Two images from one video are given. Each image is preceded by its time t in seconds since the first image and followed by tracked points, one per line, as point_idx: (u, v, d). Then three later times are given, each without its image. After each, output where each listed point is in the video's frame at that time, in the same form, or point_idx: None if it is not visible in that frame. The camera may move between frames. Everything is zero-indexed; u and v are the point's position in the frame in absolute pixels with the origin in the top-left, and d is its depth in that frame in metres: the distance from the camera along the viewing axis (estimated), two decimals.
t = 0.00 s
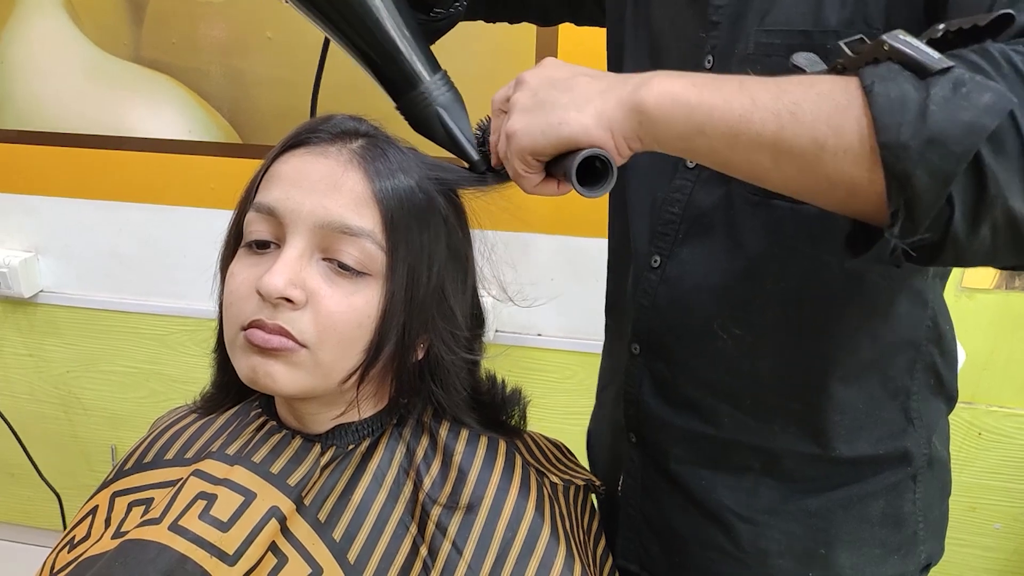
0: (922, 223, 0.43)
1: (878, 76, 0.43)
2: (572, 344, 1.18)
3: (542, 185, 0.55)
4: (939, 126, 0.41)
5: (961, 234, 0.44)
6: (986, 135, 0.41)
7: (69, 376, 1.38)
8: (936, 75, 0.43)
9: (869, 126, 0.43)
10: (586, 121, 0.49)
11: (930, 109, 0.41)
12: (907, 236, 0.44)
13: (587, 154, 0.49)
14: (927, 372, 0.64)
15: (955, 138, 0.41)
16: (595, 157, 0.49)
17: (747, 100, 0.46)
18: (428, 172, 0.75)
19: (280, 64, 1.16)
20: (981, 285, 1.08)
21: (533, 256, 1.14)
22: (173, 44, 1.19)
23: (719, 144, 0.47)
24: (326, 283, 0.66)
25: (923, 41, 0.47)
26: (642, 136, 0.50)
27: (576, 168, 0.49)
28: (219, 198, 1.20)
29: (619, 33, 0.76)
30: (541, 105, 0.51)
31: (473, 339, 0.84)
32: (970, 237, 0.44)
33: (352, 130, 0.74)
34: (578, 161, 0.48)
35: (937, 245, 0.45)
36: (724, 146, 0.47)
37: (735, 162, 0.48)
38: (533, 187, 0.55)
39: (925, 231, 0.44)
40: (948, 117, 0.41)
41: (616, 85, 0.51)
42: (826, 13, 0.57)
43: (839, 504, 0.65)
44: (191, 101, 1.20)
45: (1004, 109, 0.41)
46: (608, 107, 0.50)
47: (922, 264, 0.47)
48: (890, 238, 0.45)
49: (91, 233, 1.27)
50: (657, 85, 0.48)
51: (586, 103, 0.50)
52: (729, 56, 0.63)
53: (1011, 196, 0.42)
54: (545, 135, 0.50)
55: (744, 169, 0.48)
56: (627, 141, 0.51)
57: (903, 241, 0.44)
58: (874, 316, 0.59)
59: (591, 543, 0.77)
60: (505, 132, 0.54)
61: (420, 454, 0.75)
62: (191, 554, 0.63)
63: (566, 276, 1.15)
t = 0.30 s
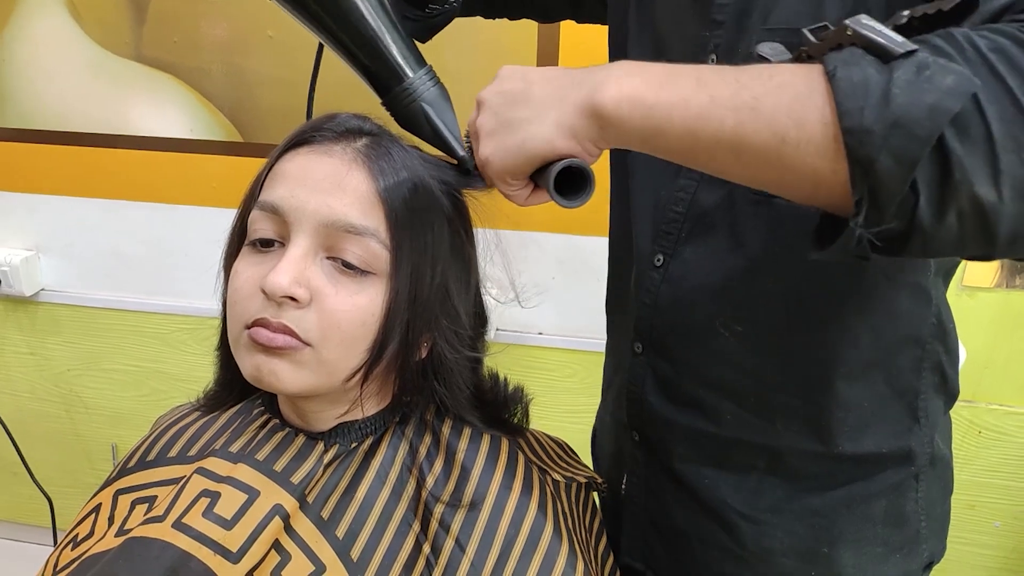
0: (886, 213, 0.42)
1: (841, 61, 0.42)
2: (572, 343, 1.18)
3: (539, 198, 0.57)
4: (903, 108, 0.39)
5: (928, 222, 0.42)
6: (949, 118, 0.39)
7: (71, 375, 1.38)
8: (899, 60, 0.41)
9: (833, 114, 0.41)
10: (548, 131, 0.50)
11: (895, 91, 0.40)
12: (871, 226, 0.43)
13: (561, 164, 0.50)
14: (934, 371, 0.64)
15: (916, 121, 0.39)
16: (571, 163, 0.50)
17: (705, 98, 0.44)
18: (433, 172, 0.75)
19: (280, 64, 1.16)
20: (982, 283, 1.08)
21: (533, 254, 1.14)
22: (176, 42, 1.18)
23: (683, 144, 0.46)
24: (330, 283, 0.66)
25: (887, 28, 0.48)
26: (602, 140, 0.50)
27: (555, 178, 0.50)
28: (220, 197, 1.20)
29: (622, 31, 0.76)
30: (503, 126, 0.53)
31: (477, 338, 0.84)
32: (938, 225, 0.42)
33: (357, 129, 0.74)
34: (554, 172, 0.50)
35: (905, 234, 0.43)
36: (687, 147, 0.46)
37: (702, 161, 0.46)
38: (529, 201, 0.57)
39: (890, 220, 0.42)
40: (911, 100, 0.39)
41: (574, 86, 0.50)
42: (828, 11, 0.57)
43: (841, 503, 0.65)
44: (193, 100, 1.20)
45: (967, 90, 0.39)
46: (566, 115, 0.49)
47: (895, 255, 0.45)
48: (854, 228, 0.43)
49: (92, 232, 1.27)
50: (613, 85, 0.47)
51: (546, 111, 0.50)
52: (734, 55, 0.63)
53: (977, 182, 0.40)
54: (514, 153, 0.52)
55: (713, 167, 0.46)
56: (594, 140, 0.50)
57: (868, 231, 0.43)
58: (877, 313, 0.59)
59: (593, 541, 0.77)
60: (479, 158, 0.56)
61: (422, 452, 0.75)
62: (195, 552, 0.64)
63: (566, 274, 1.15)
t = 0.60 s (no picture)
0: (862, 202, 0.41)
1: (814, 48, 0.41)
2: (572, 344, 1.17)
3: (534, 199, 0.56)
4: (875, 93, 0.39)
5: (905, 210, 0.40)
6: (922, 101, 0.38)
7: (70, 378, 1.38)
8: (870, 45, 0.41)
9: (805, 102, 0.40)
10: (526, 133, 0.49)
11: (866, 76, 0.39)
12: (849, 216, 0.41)
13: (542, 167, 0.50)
14: (941, 374, 0.63)
15: (888, 106, 0.38)
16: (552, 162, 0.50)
17: (677, 92, 0.43)
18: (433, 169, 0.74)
19: (280, 65, 1.16)
20: (985, 285, 1.07)
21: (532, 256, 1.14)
22: (175, 42, 1.18)
23: (660, 142, 0.45)
24: (330, 281, 0.65)
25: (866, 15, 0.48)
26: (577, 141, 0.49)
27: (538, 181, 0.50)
28: (221, 199, 1.20)
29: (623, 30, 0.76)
30: (484, 133, 0.53)
31: (478, 337, 0.83)
32: (916, 214, 0.40)
33: (357, 126, 0.73)
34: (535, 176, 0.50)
35: (884, 224, 0.42)
36: (663, 143, 0.45)
37: (680, 157, 0.45)
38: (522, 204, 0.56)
39: (867, 210, 0.41)
40: (881, 85, 0.39)
41: (549, 84, 0.49)
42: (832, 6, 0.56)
43: (845, 507, 0.64)
44: (192, 100, 1.20)
45: (940, 73, 0.38)
46: (541, 115, 0.49)
47: (874, 246, 0.44)
48: (832, 219, 0.42)
49: (91, 234, 1.27)
50: (586, 82, 0.46)
51: (523, 115, 0.50)
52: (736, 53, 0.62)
53: (954, 168, 0.39)
54: (492, 156, 0.52)
55: (693, 163, 0.45)
56: (573, 139, 0.49)
57: (845, 221, 0.42)
58: (883, 313, 0.59)
59: (596, 545, 0.76)
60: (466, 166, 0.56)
61: (423, 454, 0.74)
62: (194, 555, 0.63)
63: (565, 276, 1.14)
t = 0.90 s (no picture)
0: (882, 209, 0.41)
1: (834, 55, 0.41)
2: (572, 362, 1.17)
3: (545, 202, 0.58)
4: (895, 100, 0.38)
5: (925, 218, 0.40)
6: (944, 109, 0.38)
7: (69, 396, 1.37)
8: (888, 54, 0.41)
9: (825, 109, 0.40)
10: (544, 135, 0.50)
11: (887, 84, 0.39)
12: (868, 224, 0.41)
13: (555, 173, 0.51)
14: (952, 391, 0.62)
15: (908, 114, 0.38)
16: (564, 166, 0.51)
17: (695, 98, 0.44)
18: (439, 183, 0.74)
19: (287, 86, 1.13)
20: (988, 303, 1.07)
21: (534, 274, 1.14)
22: (179, 61, 1.15)
23: (678, 146, 0.45)
24: (335, 295, 0.65)
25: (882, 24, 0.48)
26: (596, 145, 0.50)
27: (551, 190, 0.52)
28: (223, 217, 1.20)
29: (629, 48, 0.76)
30: (500, 134, 0.53)
31: (482, 352, 0.83)
32: (935, 223, 0.40)
33: (361, 141, 0.73)
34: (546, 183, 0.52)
35: (901, 232, 0.42)
36: (682, 148, 0.45)
37: (697, 161, 0.45)
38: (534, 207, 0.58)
39: (884, 218, 0.41)
40: (902, 93, 0.39)
41: (568, 87, 0.49)
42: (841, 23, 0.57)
43: (856, 526, 0.63)
44: (193, 116, 1.17)
45: (962, 82, 0.38)
46: (559, 118, 0.49)
47: (892, 254, 0.44)
48: (850, 226, 0.42)
49: (92, 251, 1.27)
50: (604, 87, 0.46)
51: (541, 116, 0.50)
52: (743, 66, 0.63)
53: (975, 177, 0.39)
54: (508, 153, 0.52)
55: (710, 168, 0.46)
56: (590, 142, 0.49)
57: (865, 228, 0.41)
58: (897, 328, 0.58)
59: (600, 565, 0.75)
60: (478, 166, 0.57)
61: (428, 470, 0.73)
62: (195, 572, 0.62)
63: (567, 294, 1.14)
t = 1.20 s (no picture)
0: (937, 255, 0.42)
1: (893, 104, 0.42)
2: (576, 377, 1.17)
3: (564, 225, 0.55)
4: (955, 153, 0.40)
5: (978, 264, 0.42)
6: (1002, 164, 0.40)
7: (71, 410, 1.37)
8: (945, 102, 0.41)
9: (881, 155, 0.42)
10: (602, 157, 0.49)
11: (945, 136, 0.40)
12: (922, 266, 0.43)
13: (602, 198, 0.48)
14: (956, 406, 0.63)
15: (968, 167, 0.40)
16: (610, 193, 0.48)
17: (756, 134, 0.44)
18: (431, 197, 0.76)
19: (292, 102, 1.14)
20: (989, 317, 1.07)
21: (537, 288, 1.14)
22: (184, 78, 1.16)
23: (732, 181, 0.46)
24: (332, 312, 0.66)
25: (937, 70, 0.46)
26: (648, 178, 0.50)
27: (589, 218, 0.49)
28: (225, 231, 1.21)
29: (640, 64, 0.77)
30: (550, 150, 0.50)
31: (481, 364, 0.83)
32: (989, 266, 0.42)
33: (353, 156, 0.74)
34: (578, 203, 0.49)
35: (955, 274, 0.43)
36: (736, 183, 0.46)
37: (747, 196, 0.46)
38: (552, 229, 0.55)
39: (941, 261, 0.43)
40: (962, 146, 0.40)
41: (624, 116, 0.49)
42: (853, 37, 0.57)
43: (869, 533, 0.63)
44: (198, 134, 1.18)
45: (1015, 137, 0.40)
46: (620, 143, 0.48)
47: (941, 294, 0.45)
48: (905, 268, 0.44)
49: (97, 266, 1.28)
50: (668, 120, 0.47)
51: (598, 140, 0.49)
52: (751, 80, 0.64)
53: None
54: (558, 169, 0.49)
55: (758, 203, 0.46)
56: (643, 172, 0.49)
57: (918, 270, 0.43)
58: (909, 346, 0.59)
59: None
60: (515, 177, 0.53)
61: (429, 483, 0.74)
62: None
63: (571, 308, 1.14)
